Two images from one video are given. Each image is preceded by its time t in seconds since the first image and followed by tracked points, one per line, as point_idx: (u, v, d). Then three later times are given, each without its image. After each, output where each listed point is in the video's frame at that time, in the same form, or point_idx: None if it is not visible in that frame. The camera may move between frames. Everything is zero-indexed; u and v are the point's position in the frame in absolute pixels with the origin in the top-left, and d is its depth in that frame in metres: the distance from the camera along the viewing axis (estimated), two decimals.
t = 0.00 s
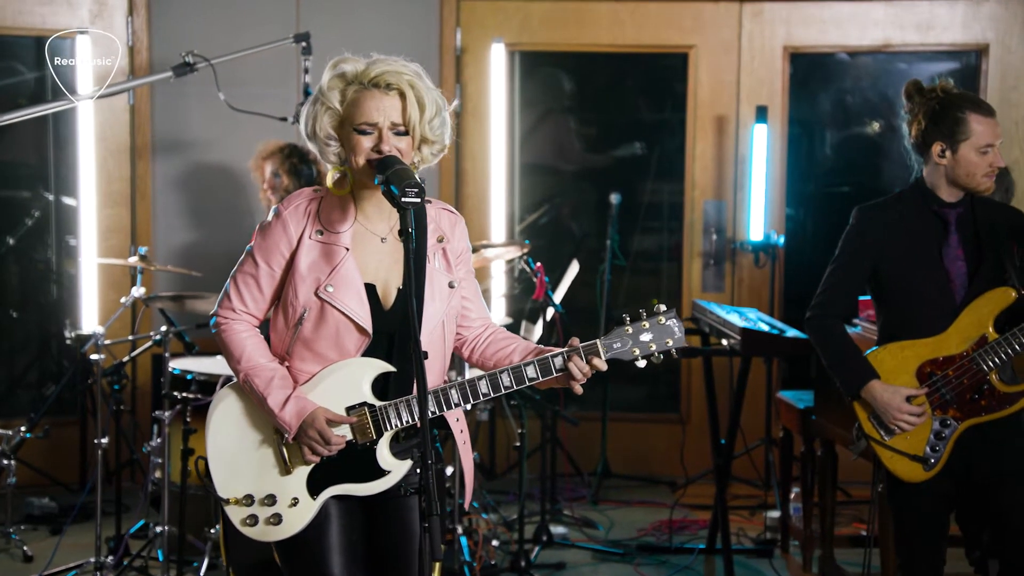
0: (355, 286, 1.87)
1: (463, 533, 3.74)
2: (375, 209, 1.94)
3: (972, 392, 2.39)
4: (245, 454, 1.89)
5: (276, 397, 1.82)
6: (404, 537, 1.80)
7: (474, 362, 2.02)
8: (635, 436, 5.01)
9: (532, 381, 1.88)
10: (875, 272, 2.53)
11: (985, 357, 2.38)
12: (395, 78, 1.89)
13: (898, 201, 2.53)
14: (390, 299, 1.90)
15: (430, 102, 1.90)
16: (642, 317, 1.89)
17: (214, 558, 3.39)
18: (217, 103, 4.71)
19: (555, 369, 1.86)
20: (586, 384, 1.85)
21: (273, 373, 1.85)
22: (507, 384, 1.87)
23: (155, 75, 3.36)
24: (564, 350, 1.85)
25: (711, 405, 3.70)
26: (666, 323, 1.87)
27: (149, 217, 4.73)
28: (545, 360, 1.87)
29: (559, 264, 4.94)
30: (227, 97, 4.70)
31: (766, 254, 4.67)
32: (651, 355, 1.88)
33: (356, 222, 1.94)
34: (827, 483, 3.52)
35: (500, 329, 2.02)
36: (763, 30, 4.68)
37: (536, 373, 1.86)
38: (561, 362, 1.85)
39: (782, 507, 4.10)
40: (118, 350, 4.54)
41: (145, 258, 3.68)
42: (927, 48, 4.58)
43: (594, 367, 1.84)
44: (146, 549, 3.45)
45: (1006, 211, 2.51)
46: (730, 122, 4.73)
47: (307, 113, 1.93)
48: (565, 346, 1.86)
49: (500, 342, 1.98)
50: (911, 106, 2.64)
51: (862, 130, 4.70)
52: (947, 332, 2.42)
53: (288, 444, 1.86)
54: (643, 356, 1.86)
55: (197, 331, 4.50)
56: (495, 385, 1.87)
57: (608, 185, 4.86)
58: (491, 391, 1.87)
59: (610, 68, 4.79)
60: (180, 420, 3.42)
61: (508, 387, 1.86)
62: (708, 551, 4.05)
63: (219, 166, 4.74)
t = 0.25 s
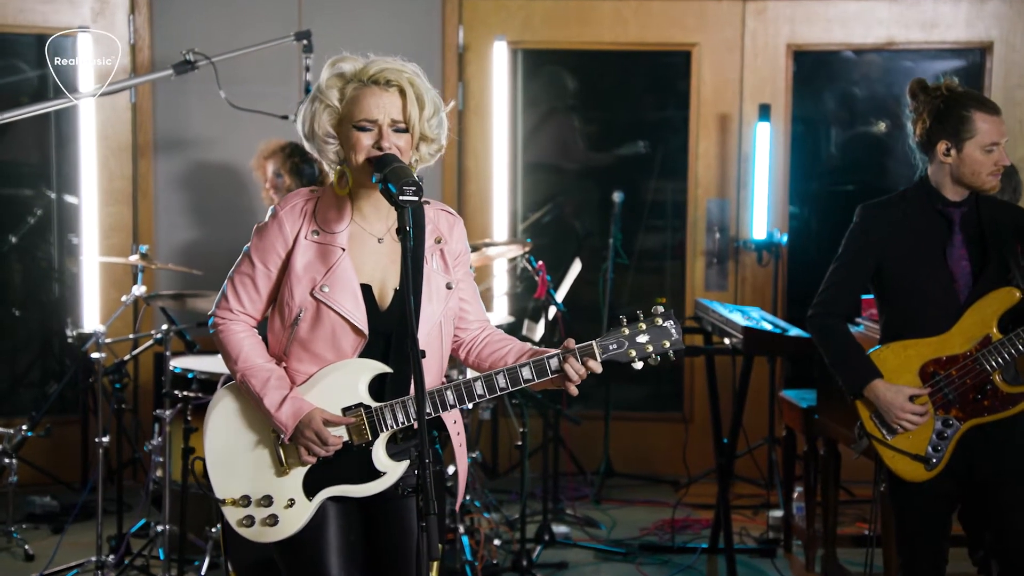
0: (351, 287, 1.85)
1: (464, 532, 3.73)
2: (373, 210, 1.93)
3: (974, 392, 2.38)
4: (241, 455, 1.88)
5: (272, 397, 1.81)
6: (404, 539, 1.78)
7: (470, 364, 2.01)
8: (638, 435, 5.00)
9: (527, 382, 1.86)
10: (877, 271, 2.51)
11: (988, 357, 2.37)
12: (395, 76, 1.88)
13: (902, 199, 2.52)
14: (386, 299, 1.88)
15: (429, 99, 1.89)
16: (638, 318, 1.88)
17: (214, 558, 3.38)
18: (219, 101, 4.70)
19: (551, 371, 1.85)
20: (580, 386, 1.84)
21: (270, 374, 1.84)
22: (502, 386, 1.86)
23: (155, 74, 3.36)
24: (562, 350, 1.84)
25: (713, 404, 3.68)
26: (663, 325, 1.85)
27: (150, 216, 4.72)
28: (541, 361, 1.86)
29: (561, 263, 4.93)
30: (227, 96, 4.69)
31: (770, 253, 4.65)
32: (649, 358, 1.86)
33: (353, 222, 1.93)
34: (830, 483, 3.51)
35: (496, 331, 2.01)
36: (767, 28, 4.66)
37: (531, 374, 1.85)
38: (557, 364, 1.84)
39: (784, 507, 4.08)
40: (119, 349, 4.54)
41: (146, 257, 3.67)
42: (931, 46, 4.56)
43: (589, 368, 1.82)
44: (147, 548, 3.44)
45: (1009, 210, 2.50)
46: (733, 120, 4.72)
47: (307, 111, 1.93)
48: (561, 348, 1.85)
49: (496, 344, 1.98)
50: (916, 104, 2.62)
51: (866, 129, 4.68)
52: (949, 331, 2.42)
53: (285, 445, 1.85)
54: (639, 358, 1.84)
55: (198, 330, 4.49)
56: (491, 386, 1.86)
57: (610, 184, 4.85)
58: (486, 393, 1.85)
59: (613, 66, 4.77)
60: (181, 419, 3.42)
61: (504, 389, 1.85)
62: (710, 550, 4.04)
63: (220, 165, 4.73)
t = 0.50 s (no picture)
0: (357, 287, 1.85)
1: (473, 533, 3.73)
2: (380, 210, 1.93)
3: (983, 393, 2.36)
4: (245, 454, 1.88)
5: (276, 396, 1.81)
6: (407, 540, 1.78)
7: (474, 365, 2.00)
8: (648, 436, 4.98)
9: (532, 385, 1.85)
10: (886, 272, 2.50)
11: (998, 359, 2.34)
12: (407, 78, 1.88)
13: (911, 200, 2.51)
14: (391, 301, 1.89)
15: (440, 103, 1.89)
16: (645, 322, 1.87)
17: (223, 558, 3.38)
18: (229, 102, 4.71)
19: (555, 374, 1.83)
20: (584, 389, 1.84)
21: (274, 373, 1.84)
22: (507, 388, 1.85)
23: (164, 74, 3.35)
24: (567, 354, 1.83)
25: (723, 405, 3.66)
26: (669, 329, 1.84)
27: (160, 216, 4.73)
28: (547, 365, 1.84)
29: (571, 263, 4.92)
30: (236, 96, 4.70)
31: (780, 253, 4.63)
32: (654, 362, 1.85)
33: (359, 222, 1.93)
34: (840, 484, 3.48)
35: (501, 333, 2.00)
36: (777, 28, 4.64)
37: (535, 377, 1.84)
38: (560, 367, 1.83)
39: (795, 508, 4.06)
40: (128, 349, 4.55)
41: (155, 257, 3.66)
42: (942, 46, 4.54)
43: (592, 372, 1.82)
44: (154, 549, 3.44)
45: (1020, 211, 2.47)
46: (743, 120, 4.70)
47: (317, 109, 1.91)
48: (566, 351, 1.84)
49: (500, 345, 1.97)
50: (926, 104, 2.61)
51: (878, 130, 4.66)
52: (958, 333, 2.39)
53: (289, 444, 1.85)
54: (645, 363, 1.83)
55: (207, 331, 4.50)
56: (495, 389, 1.86)
57: (620, 184, 4.84)
58: (490, 395, 1.85)
59: (623, 66, 4.76)
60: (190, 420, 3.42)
61: (508, 391, 1.84)
62: (720, 552, 4.02)
63: (230, 165, 4.74)
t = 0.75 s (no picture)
0: (366, 284, 1.84)
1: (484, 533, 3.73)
2: (391, 208, 1.92)
3: (996, 395, 2.34)
4: (254, 450, 1.89)
5: (285, 393, 1.81)
6: (416, 539, 1.77)
7: (482, 363, 2.00)
8: (661, 436, 4.96)
9: (541, 385, 1.84)
10: (898, 272, 2.48)
11: (1011, 359, 2.32)
12: (420, 75, 1.87)
13: (926, 199, 2.48)
14: (401, 297, 1.87)
15: (452, 102, 1.88)
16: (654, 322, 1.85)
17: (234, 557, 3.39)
18: (243, 102, 4.71)
19: (564, 374, 1.83)
20: (590, 388, 1.82)
21: (284, 369, 1.83)
22: (516, 386, 1.84)
23: (176, 74, 3.36)
24: (577, 352, 1.81)
25: (736, 405, 3.64)
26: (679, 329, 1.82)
27: (172, 216, 4.73)
28: (557, 364, 1.83)
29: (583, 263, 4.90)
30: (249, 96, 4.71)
31: (794, 253, 4.60)
32: (663, 362, 1.84)
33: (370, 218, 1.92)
34: (853, 486, 3.46)
35: (510, 331, 2.00)
36: (792, 27, 4.61)
37: (545, 376, 1.83)
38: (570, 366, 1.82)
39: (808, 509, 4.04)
40: (140, 348, 4.57)
41: (167, 257, 3.67)
42: (958, 45, 4.51)
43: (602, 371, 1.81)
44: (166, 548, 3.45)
45: None
46: (757, 120, 4.68)
47: (329, 104, 1.91)
48: (575, 350, 1.83)
49: (508, 343, 1.96)
50: (939, 104, 2.58)
51: (893, 129, 4.63)
52: (972, 332, 2.37)
53: (297, 441, 1.85)
54: (655, 363, 1.82)
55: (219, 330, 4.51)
56: (504, 387, 1.85)
57: (633, 184, 4.82)
58: (499, 394, 1.85)
59: (635, 65, 4.75)
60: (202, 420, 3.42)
61: (517, 390, 1.83)
62: (733, 553, 4.00)
63: (243, 165, 4.75)
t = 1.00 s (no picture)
0: (378, 286, 1.84)
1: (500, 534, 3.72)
2: (403, 211, 1.92)
3: (1015, 396, 2.32)
4: (266, 454, 1.88)
5: (296, 396, 1.81)
6: (428, 542, 1.77)
7: (494, 366, 1.99)
8: (677, 438, 4.94)
9: (552, 387, 1.83)
10: (915, 274, 2.45)
11: None
12: (434, 75, 1.87)
13: (947, 199, 2.45)
14: (413, 300, 1.86)
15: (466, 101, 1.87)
16: (667, 323, 1.84)
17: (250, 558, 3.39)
18: (260, 103, 4.72)
19: (575, 375, 1.81)
20: (600, 389, 1.79)
21: (294, 372, 1.83)
22: (527, 388, 1.84)
23: (192, 74, 3.37)
24: (588, 353, 1.80)
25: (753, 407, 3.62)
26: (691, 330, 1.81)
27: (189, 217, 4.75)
28: (568, 365, 1.82)
29: (600, 264, 4.89)
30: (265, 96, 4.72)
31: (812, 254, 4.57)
32: (675, 363, 1.82)
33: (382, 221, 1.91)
34: (872, 489, 3.43)
35: (523, 333, 1.99)
36: (810, 27, 4.58)
37: (557, 378, 1.82)
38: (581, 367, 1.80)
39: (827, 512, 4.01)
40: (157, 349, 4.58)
41: (183, 257, 3.68)
42: (978, 44, 4.47)
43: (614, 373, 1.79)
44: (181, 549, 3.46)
45: None
46: (775, 120, 4.65)
47: (343, 105, 1.92)
48: (587, 350, 1.81)
49: (520, 346, 1.96)
50: (956, 103, 2.55)
51: (913, 129, 4.59)
52: (990, 334, 2.35)
53: (309, 444, 1.85)
54: (666, 364, 1.81)
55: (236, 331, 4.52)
56: (515, 389, 1.84)
57: (650, 184, 4.80)
58: (510, 396, 1.84)
59: (653, 65, 4.73)
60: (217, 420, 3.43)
61: (528, 392, 1.83)
62: (750, 555, 3.97)
63: (259, 167, 4.76)
